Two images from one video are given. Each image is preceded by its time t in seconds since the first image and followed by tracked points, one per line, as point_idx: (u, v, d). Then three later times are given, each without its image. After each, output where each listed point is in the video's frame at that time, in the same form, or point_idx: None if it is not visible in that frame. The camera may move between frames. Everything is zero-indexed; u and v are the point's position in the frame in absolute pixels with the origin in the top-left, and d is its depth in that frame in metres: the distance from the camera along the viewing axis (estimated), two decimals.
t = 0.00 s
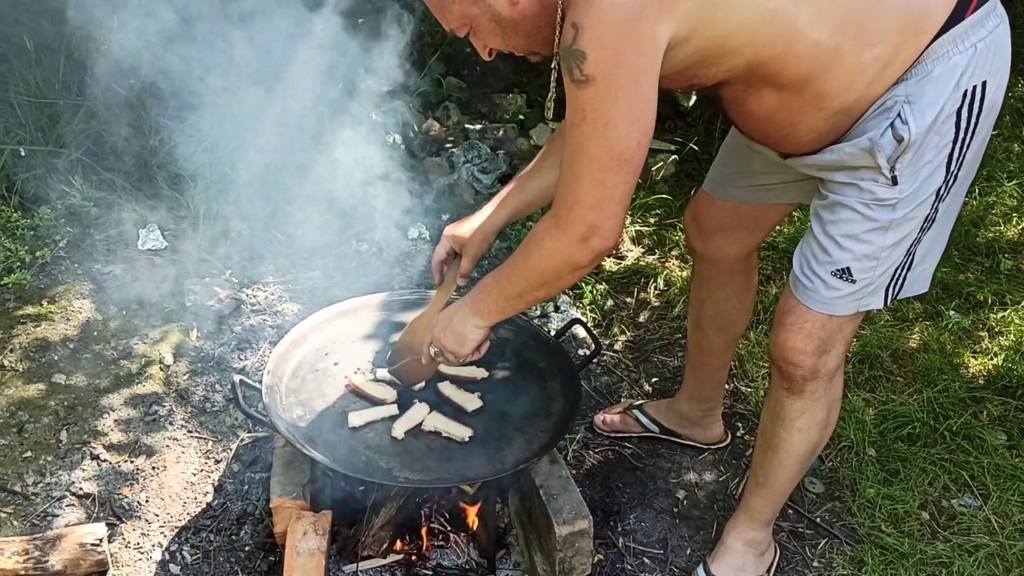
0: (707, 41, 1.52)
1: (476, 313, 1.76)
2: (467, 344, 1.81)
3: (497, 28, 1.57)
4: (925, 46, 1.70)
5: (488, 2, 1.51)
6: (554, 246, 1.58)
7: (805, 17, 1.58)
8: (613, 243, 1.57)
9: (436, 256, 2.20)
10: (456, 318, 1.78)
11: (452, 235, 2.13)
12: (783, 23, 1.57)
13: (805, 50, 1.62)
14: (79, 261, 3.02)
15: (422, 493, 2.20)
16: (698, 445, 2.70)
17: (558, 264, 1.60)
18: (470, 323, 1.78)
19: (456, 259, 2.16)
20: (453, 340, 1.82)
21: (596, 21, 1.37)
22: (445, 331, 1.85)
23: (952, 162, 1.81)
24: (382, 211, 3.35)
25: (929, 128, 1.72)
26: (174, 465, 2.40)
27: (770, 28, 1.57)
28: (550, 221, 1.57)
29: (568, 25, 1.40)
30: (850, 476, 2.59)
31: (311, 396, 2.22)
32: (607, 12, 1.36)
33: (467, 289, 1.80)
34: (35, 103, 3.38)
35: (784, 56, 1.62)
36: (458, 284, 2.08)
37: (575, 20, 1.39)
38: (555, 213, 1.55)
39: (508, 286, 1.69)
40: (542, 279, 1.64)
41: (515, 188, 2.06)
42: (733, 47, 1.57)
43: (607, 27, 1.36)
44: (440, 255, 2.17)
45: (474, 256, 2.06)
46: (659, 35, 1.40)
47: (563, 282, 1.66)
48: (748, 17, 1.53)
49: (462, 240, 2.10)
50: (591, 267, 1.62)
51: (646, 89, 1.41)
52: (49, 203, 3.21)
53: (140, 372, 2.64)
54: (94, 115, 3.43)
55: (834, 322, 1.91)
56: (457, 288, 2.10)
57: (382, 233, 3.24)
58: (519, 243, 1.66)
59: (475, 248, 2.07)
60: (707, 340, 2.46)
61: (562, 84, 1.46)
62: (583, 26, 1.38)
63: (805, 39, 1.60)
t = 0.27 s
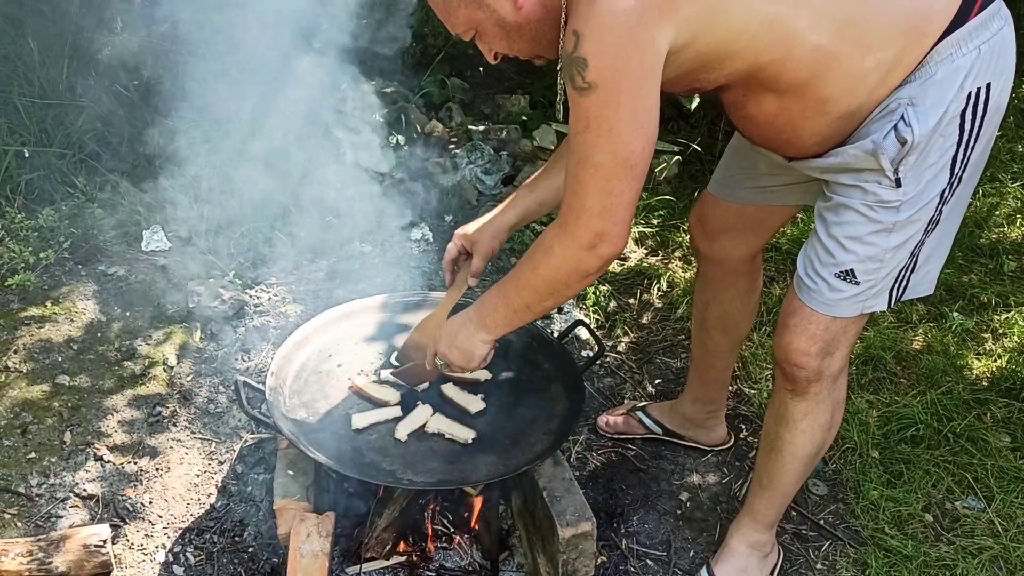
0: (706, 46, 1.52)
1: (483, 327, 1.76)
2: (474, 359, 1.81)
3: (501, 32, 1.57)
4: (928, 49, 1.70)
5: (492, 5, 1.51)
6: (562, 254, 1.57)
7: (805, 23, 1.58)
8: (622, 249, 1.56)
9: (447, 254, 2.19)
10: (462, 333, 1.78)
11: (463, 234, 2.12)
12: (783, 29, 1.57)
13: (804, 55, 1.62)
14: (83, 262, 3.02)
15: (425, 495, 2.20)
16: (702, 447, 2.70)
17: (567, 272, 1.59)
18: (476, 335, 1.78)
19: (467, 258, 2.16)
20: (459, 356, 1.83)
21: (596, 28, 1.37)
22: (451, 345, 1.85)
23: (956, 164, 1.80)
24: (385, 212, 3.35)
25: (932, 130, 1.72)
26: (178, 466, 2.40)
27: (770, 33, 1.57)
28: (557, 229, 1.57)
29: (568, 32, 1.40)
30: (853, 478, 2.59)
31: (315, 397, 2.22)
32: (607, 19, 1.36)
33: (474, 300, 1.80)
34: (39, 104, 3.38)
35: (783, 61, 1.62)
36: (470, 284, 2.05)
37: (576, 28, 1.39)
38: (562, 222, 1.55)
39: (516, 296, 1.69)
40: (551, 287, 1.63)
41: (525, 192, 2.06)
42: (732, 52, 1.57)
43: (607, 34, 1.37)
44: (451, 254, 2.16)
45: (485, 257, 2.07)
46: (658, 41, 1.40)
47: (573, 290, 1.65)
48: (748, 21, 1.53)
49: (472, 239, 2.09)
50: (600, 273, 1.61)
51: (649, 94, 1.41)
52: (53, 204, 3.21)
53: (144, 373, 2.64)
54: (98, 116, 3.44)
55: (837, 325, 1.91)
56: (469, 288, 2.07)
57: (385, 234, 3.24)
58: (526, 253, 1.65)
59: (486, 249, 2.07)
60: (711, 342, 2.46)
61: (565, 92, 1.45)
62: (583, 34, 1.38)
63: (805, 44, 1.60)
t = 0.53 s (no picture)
0: (709, 46, 1.52)
1: (486, 327, 1.76)
2: (477, 358, 1.81)
3: (504, 28, 1.56)
4: (931, 50, 1.70)
5: (494, 2, 1.50)
6: (568, 254, 1.57)
7: (807, 22, 1.58)
8: (629, 248, 1.56)
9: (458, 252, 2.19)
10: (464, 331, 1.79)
11: (475, 232, 2.12)
12: (786, 29, 1.57)
13: (806, 54, 1.62)
14: (84, 262, 3.03)
15: (425, 495, 2.20)
16: (702, 448, 2.70)
17: (574, 271, 1.59)
18: (479, 335, 1.78)
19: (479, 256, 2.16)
20: (463, 356, 1.83)
21: (601, 26, 1.37)
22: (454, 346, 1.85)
23: (957, 166, 1.80)
24: (386, 212, 3.36)
25: (934, 132, 1.72)
26: (178, 466, 2.40)
27: (773, 32, 1.57)
28: (564, 228, 1.57)
29: (571, 31, 1.40)
30: (853, 480, 2.59)
31: (315, 398, 2.22)
32: (611, 18, 1.36)
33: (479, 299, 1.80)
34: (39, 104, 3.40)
35: (785, 60, 1.62)
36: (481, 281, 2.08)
37: (580, 27, 1.39)
38: (569, 221, 1.55)
39: (523, 296, 1.68)
40: (558, 287, 1.63)
41: (532, 195, 2.06)
42: (735, 52, 1.57)
43: (612, 33, 1.36)
44: (462, 252, 2.16)
45: (497, 255, 2.08)
46: (662, 40, 1.40)
47: (580, 289, 1.65)
48: (751, 21, 1.53)
49: (484, 237, 2.09)
50: (607, 272, 1.61)
51: (653, 93, 1.41)
52: (54, 204, 3.21)
53: (144, 373, 2.64)
54: (99, 116, 3.44)
55: (839, 327, 1.91)
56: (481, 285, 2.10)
57: (386, 235, 3.25)
58: (532, 253, 1.66)
59: (499, 247, 2.08)
60: (712, 343, 2.46)
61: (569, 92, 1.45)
62: (587, 32, 1.38)
63: (808, 43, 1.60)
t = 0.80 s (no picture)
0: (714, 50, 1.52)
1: (486, 330, 1.76)
2: (478, 361, 1.81)
3: (510, 33, 1.55)
4: (935, 54, 1.70)
5: (500, 7, 1.49)
6: (567, 257, 1.57)
7: (813, 27, 1.58)
8: (627, 251, 1.56)
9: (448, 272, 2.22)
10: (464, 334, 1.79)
11: (465, 250, 2.14)
12: (790, 33, 1.57)
13: (811, 59, 1.62)
14: (87, 262, 3.03)
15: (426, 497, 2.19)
16: (703, 450, 2.70)
17: (572, 274, 1.59)
18: (477, 337, 1.78)
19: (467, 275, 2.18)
20: (463, 359, 1.83)
21: (605, 31, 1.36)
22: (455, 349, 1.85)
23: (961, 169, 1.80)
24: (388, 212, 3.36)
25: (938, 136, 1.72)
26: (180, 467, 2.40)
27: (777, 37, 1.56)
28: (563, 232, 1.57)
29: (576, 37, 1.40)
30: (855, 482, 2.59)
31: (317, 399, 2.22)
32: (616, 23, 1.36)
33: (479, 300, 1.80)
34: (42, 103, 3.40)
35: (790, 65, 1.62)
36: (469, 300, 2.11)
37: (585, 32, 1.38)
38: (568, 225, 1.55)
39: (521, 299, 1.68)
40: (556, 290, 1.63)
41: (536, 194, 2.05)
42: (739, 56, 1.57)
43: (616, 38, 1.36)
44: (452, 272, 2.18)
45: (485, 276, 2.09)
46: (665, 46, 1.40)
47: (577, 292, 1.65)
48: (755, 25, 1.53)
49: (473, 257, 2.11)
50: (605, 276, 1.61)
51: (656, 98, 1.41)
52: (57, 204, 3.22)
53: (146, 373, 2.65)
54: (102, 116, 3.44)
55: (841, 329, 1.90)
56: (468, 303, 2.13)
57: (388, 236, 3.25)
58: (531, 256, 1.65)
59: (487, 266, 2.09)
60: (714, 345, 2.46)
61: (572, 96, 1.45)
62: (592, 38, 1.38)
63: (813, 48, 1.60)
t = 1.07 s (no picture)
0: (720, 52, 1.52)
1: (491, 330, 1.76)
2: (481, 361, 1.81)
3: (515, 33, 1.55)
4: (941, 56, 1.70)
5: (506, 7, 1.49)
6: (574, 260, 1.57)
7: (820, 28, 1.58)
8: (635, 255, 1.56)
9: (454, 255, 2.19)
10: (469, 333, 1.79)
11: (472, 234, 2.12)
12: (798, 36, 1.57)
13: (818, 61, 1.62)
14: (88, 261, 3.04)
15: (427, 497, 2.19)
16: (704, 451, 2.70)
17: (578, 277, 1.59)
18: (483, 338, 1.78)
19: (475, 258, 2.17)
20: (467, 357, 1.82)
21: (613, 34, 1.36)
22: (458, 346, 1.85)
23: (964, 171, 1.80)
24: (389, 212, 3.36)
25: (942, 138, 1.72)
26: (180, 465, 2.40)
27: (785, 40, 1.56)
28: (570, 234, 1.56)
29: (585, 39, 1.39)
30: (855, 484, 2.59)
31: (318, 398, 2.22)
32: (624, 26, 1.35)
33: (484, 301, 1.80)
34: (44, 102, 3.41)
35: (797, 67, 1.62)
36: (479, 284, 2.10)
37: (593, 35, 1.38)
38: (576, 228, 1.55)
39: (527, 301, 1.68)
40: (563, 292, 1.63)
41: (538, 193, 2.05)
42: (746, 57, 1.56)
43: (625, 41, 1.36)
44: (459, 255, 2.16)
45: (496, 258, 2.09)
46: (673, 49, 1.40)
47: (583, 295, 1.65)
48: (763, 27, 1.53)
49: (482, 240, 2.10)
50: (612, 278, 1.61)
51: (664, 102, 1.41)
52: (58, 203, 3.24)
53: (147, 372, 2.65)
54: (104, 114, 3.45)
55: (843, 330, 1.91)
56: (477, 287, 2.12)
57: (389, 235, 3.25)
58: (538, 258, 1.65)
59: (497, 250, 2.09)
60: (716, 345, 2.46)
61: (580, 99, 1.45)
62: (600, 42, 1.37)
63: (819, 50, 1.60)
